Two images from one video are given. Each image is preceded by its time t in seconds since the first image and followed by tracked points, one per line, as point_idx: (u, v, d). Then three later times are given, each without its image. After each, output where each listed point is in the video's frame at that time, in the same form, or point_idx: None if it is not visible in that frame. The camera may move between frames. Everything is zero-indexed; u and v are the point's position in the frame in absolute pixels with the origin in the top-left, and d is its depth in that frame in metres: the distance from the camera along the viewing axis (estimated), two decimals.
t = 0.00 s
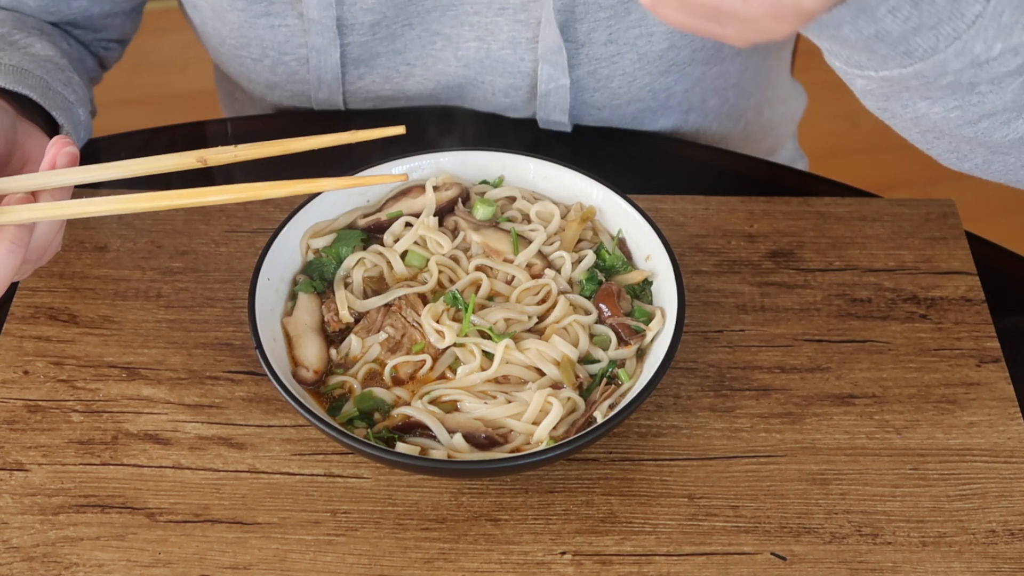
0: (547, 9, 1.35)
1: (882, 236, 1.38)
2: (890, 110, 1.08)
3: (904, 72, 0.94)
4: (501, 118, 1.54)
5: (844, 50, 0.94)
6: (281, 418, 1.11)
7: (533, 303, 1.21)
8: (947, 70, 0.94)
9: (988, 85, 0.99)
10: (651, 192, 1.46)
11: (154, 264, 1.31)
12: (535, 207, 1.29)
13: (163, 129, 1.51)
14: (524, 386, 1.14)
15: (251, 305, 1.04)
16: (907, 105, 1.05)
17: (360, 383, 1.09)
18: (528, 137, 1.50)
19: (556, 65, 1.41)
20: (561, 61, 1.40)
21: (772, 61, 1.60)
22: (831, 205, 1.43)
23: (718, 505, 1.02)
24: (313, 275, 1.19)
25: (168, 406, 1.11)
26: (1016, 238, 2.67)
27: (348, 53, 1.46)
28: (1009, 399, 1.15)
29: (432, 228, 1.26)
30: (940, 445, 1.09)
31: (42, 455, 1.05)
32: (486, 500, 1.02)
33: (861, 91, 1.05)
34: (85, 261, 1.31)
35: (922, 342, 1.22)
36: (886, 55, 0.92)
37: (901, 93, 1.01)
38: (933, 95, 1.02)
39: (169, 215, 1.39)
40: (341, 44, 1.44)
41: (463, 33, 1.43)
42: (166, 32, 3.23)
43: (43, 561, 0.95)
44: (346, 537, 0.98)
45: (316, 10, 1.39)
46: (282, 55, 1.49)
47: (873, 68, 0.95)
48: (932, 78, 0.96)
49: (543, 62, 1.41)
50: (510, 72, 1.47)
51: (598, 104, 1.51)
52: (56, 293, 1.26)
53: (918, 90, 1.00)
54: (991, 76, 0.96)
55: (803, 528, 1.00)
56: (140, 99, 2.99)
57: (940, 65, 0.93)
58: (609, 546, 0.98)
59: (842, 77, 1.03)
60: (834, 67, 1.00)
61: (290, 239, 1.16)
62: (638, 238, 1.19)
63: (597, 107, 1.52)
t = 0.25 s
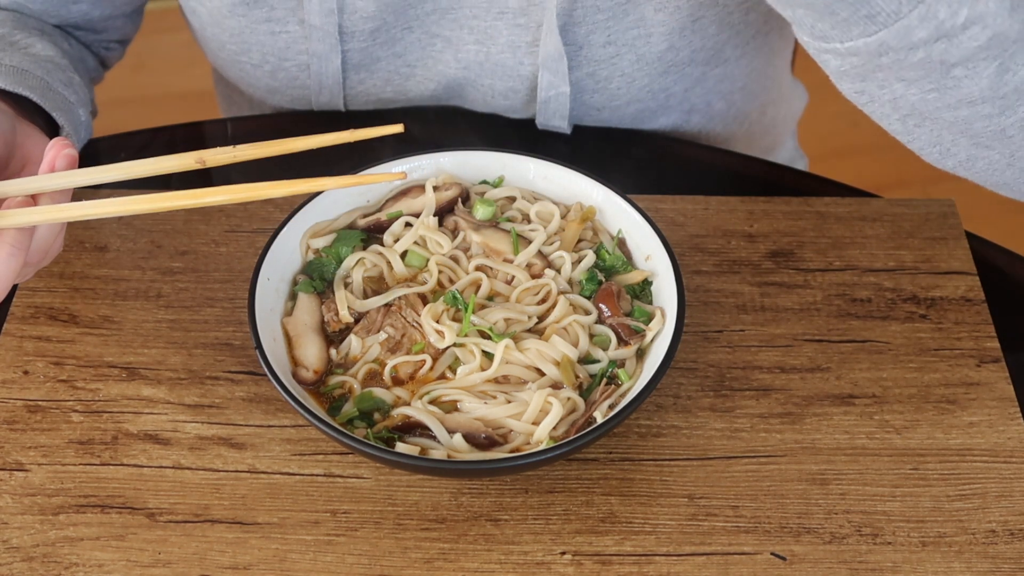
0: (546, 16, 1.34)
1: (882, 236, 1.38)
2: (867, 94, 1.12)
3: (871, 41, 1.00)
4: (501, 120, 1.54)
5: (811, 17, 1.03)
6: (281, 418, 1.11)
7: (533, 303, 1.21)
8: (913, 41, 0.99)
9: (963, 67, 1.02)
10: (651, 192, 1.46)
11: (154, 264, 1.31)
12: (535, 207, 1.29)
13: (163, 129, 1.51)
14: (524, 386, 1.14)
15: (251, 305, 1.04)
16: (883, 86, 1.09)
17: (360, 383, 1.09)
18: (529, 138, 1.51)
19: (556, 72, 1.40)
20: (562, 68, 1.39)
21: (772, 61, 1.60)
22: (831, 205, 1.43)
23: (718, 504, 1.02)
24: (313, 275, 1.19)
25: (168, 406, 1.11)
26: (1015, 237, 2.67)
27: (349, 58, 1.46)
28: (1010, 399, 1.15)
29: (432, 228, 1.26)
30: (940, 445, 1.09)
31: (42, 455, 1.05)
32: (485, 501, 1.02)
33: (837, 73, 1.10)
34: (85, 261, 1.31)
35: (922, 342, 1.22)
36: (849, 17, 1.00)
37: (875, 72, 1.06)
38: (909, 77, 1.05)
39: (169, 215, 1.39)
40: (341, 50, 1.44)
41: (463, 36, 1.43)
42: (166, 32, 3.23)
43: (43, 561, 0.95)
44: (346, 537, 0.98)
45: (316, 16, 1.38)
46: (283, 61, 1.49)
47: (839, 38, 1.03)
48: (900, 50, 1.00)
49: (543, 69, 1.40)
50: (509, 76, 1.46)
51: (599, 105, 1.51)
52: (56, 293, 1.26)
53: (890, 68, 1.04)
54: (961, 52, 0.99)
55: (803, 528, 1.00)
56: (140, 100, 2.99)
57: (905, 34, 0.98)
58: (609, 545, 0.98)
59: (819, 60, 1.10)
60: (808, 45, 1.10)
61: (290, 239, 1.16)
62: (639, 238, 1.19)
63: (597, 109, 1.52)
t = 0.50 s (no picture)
0: (543, 18, 1.34)
1: (882, 236, 1.38)
2: (878, 96, 1.08)
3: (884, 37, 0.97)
4: (501, 120, 1.54)
5: (824, 11, 0.99)
6: (281, 418, 1.11)
7: (534, 303, 1.21)
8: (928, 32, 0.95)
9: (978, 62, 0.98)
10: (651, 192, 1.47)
11: (153, 264, 1.31)
12: (535, 207, 1.29)
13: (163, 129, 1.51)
14: (524, 386, 1.14)
15: (251, 305, 1.04)
16: (895, 86, 1.05)
17: (360, 383, 1.09)
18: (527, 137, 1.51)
19: (553, 73, 1.39)
20: (559, 70, 1.39)
21: (772, 61, 1.60)
22: (831, 206, 1.43)
23: (718, 504, 1.02)
24: (313, 275, 1.19)
25: (168, 406, 1.11)
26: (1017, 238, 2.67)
27: (348, 60, 1.46)
28: (1010, 399, 1.15)
29: (432, 228, 1.26)
30: (940, 445, 1.09)
31: (42, 455, 1.05)
32: (485, 500, 1.02)
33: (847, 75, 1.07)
34: (85, 261, 1.31)
35: (922, 342, 1.22)
36: (863, 7, 0.96)
37: (888, 72, 1.03)
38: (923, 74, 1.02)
39: (169, 215, 1.39)
40: (340, 51, 1.44)
41: (462, 38, 1.43)
42: (166, 32, 3.23)
43: (43, 561, 0.95)
44: (346, 537, 0.98)
45: (315, 17, 1.38)
46: (281, 62, 1.49)
47: (851, 34, 1.00)
48: (914, 44, 0.97)
49: (541, 71, 1.40)
50: (508, 78, 1.46)
51: (597, 106, 1.51)
52: (56, 293, 1.26)
53: (903, 66, 1.01)
54: (978, 46, 0.96)
55: (803, 528, 1.00)
56: (139, 100, 2.99)
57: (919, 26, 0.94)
58: (609, 545, 0.98)
59: (830, 62, 1.07)
60: (815, 44, 1.07)
61: (290, 239, 1.16)
62: (638, 238, 1.19)
63: (596, 110, 1.52)
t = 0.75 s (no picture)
0: (542, 18, 1.34)
1: (882, 236, 1.38)
2: (906, 105, 1.04)
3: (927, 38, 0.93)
4: (500, 120, 1.54)
5: (865, 17, 0.96)
6: (281, 418, 1.11)
7: (534, 303, 1.21)
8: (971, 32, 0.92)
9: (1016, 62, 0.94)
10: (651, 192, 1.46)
11: (154, 264, 1.31)
12: (535, 207, 1.29)
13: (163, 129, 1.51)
14: (525, 386, 1.14)
15: (251, 305, 1.04)
16: (926, 93, 1.02)
17: (360, 383, 1.09)
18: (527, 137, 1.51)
19: (552, 72, 1.40)
20: (558, 68, 1.39)
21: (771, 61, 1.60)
22: (831, 205, 1.43)
23: (718, 504, 1.02)
24: (313, 275, 1.19)
25: (168, 406, 1.11)
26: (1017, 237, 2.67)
27: (347, 59, 1.46)
28: (1010, 399, 1.15)
29: (431, 228, 1.26)
30: (940, 445, 1.09)
31: (42, 455, 1.05)
32: (485, 500, 1.02)
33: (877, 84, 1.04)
34: (85, 261, 1.31)
35: (922, 342, 1.22)
36: (906, 11, 0.93)
37: (921, 79, 0.99)
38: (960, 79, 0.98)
39: (169, 215, 1.39)
40: (339, 51, 1.44)
41: (461, 38, 1.43)
42: (166, 32, 3.23)
43: (43, 561, 0.95)
44: (346, 537, 0.98)
45: (314, 17, 1.38)
46: (280, 62, 1.49)
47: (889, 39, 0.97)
48: (953, 47, 0.94)
49: (540, 70, 1.40)
50: (507, 78, 1.46)
51: (597, 106, 1.51)
52: (56, 293, 1.26)
53: (941, 72, 0.97)
54: (1017, 45, 0.92)
55: (803, 528, 1.00)
56: (139, 99, 2.99)
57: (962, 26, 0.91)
58: (609, 546, 0.98)
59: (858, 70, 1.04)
60: (848, 54, 1.03)
61: (290, 239, 1.16)
62: (638, 238, 1.19)
63: (595, 109, 1.52)
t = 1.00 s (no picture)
0: (543, 18, 1.34)
1: (882, 236, 1.38)
2: (909, 124, 1.07)
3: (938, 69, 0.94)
4: (500, 120, 1.54)
5: (871, 50, 0.95)
6: (281, 418, 1.11)
7: (534, 303, 1.21)
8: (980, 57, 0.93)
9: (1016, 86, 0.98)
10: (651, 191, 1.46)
11: (154, 264, 1.31)
12: (535, 207, 1.29)
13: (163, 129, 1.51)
14: (525, 386, 1.14)
15: (251, 305, 1.04)
16: (929, 114, 1.04)
17: (360, 383, 1.09)
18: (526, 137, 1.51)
19: (553, 71, 1.40)
20: (558, 68, 1.40)
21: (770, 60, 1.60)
22: (831, 206, 1.43)
23: (718, 504, 1.02)
24: (313, 275, 1.19)
25: (168, 406, 1.11)
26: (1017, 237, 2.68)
27: (347, 58, 1.46)
28: (1010, 399, 1.15)
29: (432, 228, 1.26)
30: (940, 445, 1.09)
31: (42, 455, 1.05)
32: (485, 500, 1.02)
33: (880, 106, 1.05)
34: (85, 261, 1.31)
35: (922, 342, 1.22)
36: (914, 44, 0.92)
37: (924, 102, 1.01)
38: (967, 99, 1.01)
39: (169, 215, 1.39)
40: (340, 50, 1.44)
41: (462, 39, 1.43)
42: (166, 32, 3.23)
43: (43, 561, 0.95)
44: (346, 537, 0.98)
45: (314, 15, 1.38)
46: (280, 62, 1.49)
47: (895, 69, 0.96)
48: (958, 74, 0.95)
49: (540, 70, 1.40)
50: (506, 78, 1.46)
51: (597, 107, 1.50)
52: (56, 293, 1.26)
53: (944, 95, 0.99)
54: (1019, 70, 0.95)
55: (803, 528, 1.00)
56: (139, 99, 2.99)
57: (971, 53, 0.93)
58: (609, 546, 0.98)
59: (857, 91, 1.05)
60: (853, 79, 1.02)
61: (290, 239, 1.16)
62: (638, 238, 1.19)
63: (595, 110, 1.52)
